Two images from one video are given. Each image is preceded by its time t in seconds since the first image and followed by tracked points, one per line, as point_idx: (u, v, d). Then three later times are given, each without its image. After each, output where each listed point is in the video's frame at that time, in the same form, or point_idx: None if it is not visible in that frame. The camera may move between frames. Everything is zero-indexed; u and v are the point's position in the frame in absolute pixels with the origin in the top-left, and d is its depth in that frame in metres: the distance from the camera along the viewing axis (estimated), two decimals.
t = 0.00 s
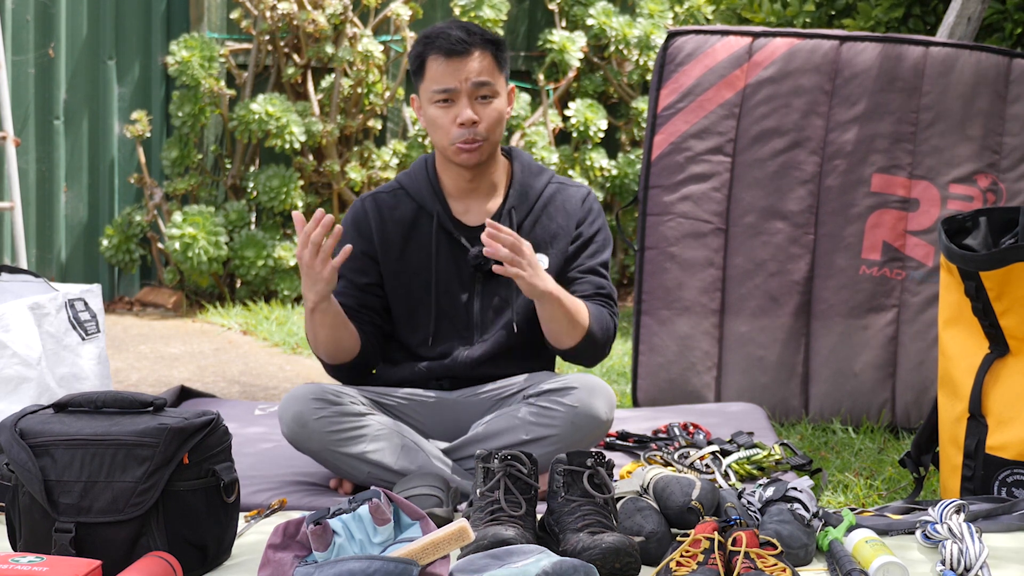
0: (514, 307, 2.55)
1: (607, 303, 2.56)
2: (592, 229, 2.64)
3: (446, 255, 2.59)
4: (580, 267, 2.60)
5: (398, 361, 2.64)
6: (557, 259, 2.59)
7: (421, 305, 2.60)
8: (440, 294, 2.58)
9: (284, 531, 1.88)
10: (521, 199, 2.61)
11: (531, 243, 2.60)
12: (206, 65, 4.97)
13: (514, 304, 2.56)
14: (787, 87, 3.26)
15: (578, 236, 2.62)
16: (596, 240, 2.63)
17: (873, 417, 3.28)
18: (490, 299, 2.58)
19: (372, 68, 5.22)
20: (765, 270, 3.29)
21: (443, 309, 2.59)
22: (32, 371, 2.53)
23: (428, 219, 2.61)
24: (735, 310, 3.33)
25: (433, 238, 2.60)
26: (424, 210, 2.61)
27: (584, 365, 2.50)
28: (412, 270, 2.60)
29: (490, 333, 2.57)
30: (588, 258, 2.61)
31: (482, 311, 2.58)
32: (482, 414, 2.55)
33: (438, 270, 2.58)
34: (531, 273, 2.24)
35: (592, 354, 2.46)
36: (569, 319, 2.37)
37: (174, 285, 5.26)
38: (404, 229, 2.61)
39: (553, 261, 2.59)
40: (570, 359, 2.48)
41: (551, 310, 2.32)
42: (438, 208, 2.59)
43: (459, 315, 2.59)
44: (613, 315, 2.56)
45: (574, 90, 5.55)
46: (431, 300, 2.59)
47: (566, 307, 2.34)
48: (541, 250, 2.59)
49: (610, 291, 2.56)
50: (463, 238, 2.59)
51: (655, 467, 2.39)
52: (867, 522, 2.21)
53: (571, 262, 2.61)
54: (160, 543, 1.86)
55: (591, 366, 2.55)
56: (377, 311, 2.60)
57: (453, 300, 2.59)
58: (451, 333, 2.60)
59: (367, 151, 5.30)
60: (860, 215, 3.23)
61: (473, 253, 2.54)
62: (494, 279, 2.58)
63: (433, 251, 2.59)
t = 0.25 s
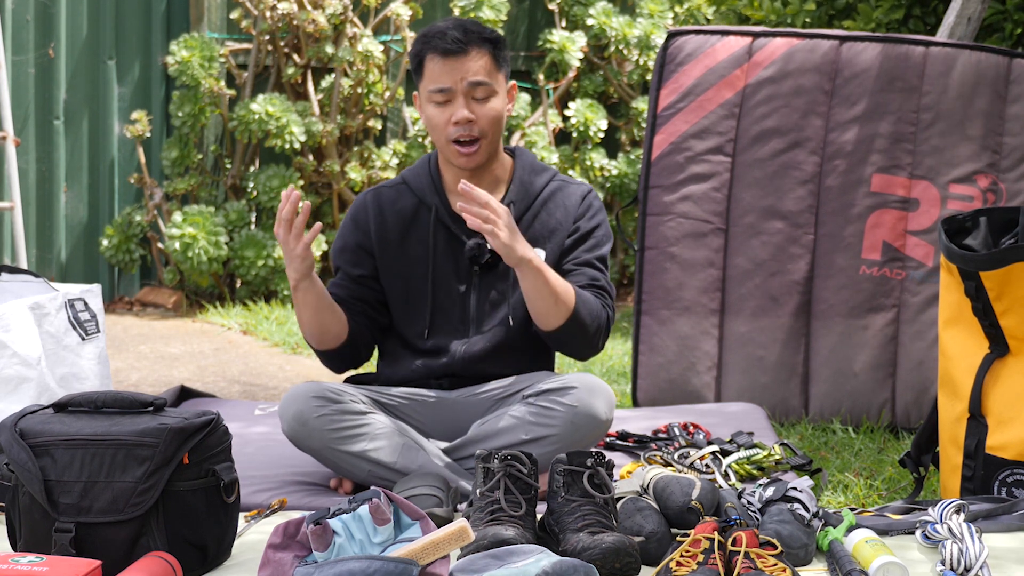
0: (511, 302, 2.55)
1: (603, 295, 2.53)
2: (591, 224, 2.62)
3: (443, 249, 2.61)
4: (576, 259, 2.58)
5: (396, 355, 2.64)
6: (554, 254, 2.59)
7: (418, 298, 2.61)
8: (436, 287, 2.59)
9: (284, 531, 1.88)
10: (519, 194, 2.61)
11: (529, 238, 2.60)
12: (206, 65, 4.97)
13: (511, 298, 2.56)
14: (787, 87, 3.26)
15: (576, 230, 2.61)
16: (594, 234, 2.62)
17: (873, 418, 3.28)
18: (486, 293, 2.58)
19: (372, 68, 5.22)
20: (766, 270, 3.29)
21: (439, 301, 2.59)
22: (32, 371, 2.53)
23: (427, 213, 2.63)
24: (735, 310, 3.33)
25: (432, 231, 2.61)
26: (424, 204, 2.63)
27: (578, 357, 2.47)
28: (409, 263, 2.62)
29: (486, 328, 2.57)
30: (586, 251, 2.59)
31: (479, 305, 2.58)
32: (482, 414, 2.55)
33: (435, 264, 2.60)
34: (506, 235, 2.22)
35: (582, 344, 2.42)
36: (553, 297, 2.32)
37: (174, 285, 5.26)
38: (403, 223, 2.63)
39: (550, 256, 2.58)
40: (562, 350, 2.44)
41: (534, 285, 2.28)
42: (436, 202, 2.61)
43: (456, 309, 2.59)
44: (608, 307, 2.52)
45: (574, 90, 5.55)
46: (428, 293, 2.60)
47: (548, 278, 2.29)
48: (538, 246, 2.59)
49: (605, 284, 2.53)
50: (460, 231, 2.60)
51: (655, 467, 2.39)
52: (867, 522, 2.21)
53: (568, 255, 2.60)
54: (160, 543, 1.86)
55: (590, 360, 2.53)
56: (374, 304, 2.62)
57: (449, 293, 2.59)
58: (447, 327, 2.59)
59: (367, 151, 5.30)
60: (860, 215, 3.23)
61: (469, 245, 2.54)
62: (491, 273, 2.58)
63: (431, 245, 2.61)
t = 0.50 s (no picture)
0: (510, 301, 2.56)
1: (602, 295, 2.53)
2: (592, 225, 2.62)
3: (442, 247, 2.61)
4: (575, 259, 2.57)
5: (394, 352, 2.65)
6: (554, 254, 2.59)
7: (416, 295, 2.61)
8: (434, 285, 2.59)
9: (284, 531, 1.88)
10: (519, 195, 2.61)
11: (529, 238, 2.60)
12: (206, 65, 4.97)
13: (509, 297, 2.56)
14: (787, 88, 3.26)
15: (576, 231, 2.61)
16: (594, 235, 2.61)
17: (873, 418, 3.28)
18: (485, 291, 2.58)
19: (372, 68, 5.21)
20: (766, 270, 3.29)
21: (438, 299, 2.60)
22: (32, 371, 2.53)
23: (427, 211, 2.63)
24: (735, 311, 3.33)
25: (431, 229, 2.62)
26: (424, 202, 2.63)
27: (576, 358, 2.47)
28: (408, 261, 2.62)
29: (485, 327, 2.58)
30: (586, 252, 2.59)
31: (477, 303, 2.58)
32: (482, 413, 2.55)
33: (434, 262, 2.60)
34: (507, 232, 2.20)
35: (580, 346, 2.42)
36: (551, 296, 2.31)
37: (174, 285, 5.26)
38: (402, 221, 2.63)
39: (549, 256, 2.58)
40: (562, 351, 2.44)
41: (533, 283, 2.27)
42: (436, 200, 2.61)
43: (454, 308, 2.59)
44: (607, 308, 2.52)
45: (574, 90, 5.55)
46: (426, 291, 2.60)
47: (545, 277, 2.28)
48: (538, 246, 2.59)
49: (604, 286, 2.52)
50: (459, 230, 2.60)
51: (654, 467, 2.39)
52: (867, 522, 2.21)
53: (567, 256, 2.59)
54: (160, 543, 1.86)
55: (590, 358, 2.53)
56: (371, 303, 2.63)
57: (448, 291, 2.59)
58: (446, 325, 2.60)
59: (367, 151, 5.30)
60: (860, 215, 3.23)
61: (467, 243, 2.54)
62: (490, 271, 2.58)
63: (430, 243, 2.61)
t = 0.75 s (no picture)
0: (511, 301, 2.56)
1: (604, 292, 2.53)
2: (591, 224, 2.62)
3: (442, 247, 2.61)
4: (576, 258, 2.57)
5: (394, 351, 2.65)
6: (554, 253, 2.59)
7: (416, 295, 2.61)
8: (434, 285, 2.59)
9: (284, 531, 1.88)
10: (519, 194, 2.61)
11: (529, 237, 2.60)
12: (206, 65, 4.97)
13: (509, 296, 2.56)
14: (787, 88, 3.26)
15: (576, 230, 2.61)
16: (594, 234, 2.62)
17: (873, 418, 3.28)
18: (485, 291, 2.58)
19: (372, 68, 5.21)
20: (766, 270, 3.29)
21: (438, 299, 2.59)
22: (32, 371, 2.53)
23: (426, 211, 2.63)
24: (735, 311, 3.33)
25: (430, 229, 2.62)
26: (423, 202, 2.63)
27: (580, 355, 2.47)
28: (408, 261, 2.62)
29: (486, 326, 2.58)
30: (586, 251, 2.59)
31: (478, 302, 2.58)
32: (482, 413, 2.55)
33: (434, 261, 2.60)
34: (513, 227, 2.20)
35: (585, 345, 2.43)
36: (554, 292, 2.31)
37: (174, 285, 5.26)
38: (402, 221, 2.63)
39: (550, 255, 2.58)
40: (567, 350, 2.44)
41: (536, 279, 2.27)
42: (435, 201, 2.61)
43: (454, 307, 2.59)
44: (608, 306, 2.52)
45: (574, 90, 5.55)
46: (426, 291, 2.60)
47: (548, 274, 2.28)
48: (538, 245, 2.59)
49: (605, 283, 2.53)
50: (459, 230, 2.60)
51: (655, 467, 2.39)
52: (867, 522, 2.21)
53: (568, 254, 2.59)
54: (160, 543, 1.86)
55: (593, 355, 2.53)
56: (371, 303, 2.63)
57: (448, 290, 2.59)
58: (446, 325, 2.60)
59: (367, 152, 5.30)
60: (860, 215, 3.23)
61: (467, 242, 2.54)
62: (490, 271, 2.58)
63: (429, 242, 2.61)
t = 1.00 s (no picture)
0: (509, 300, 2.55)
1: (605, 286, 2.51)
2: (590, 219, 2.60)
3: (440, 248, 2.61)
4: (576, 253, 2.55)
5: (393, 351, 2.66)
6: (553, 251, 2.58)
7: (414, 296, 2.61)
8: (432, 286, 2.59)
9: (284, 531, 1.88)
10: (516, 192, 2.62)
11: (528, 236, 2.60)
12: (206, 65, 4.97)
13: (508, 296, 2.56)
14: (787, 88, 3.26)
15: (574, 226, 2.60)
16: (592, 228, 2.59)
17: (873, 417, 3.28)
18: (484, 290, 2.58)
19: (372, 68, 5.21)
20: (766, 270, 3.29)
21: (437, 299, 2.60)
22: (32, 371, 2.53)
23: (424, 212, 2.63)
24: (735, 310, 3.33)
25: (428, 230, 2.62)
26: (421, 204, 2.64)
27: (587, 350, 2.46)
28: (405, 263, 2.62)
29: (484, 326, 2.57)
30: (586, 246, 2.56)
31: (476, 303, 2.58)
32: (482, 413, 2.55)
33: (432, 262, 2.60)
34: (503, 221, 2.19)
35: (588, 337, 2.41)
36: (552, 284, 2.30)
37: (174, 285, 5.26)
38: (399, 222, 2.63)
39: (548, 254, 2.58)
40: (569, 343, 2.43)
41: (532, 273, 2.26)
42: (432, 202, 2.61)
43: (453, 307, 2.59)
44: (610, 298, 2.50)
45: (574, 90, 5.55)
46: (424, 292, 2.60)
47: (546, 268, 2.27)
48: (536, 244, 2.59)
49: (605, 275, 2.50)
50: (457, 231, 2.60)
51: (655, 467, 2.39)
52: (867, 522, 2.21)
53: (567, 252, 2.57)
54: (160, 543, 1.86)
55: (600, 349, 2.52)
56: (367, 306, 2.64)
57: (446, 291, 2.59)
58: (445, 325, 2.60)
59: (367, 152, 5.30)
60: (860, 215, 3.23)
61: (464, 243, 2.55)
62: (489, 271, 2.57)
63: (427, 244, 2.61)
